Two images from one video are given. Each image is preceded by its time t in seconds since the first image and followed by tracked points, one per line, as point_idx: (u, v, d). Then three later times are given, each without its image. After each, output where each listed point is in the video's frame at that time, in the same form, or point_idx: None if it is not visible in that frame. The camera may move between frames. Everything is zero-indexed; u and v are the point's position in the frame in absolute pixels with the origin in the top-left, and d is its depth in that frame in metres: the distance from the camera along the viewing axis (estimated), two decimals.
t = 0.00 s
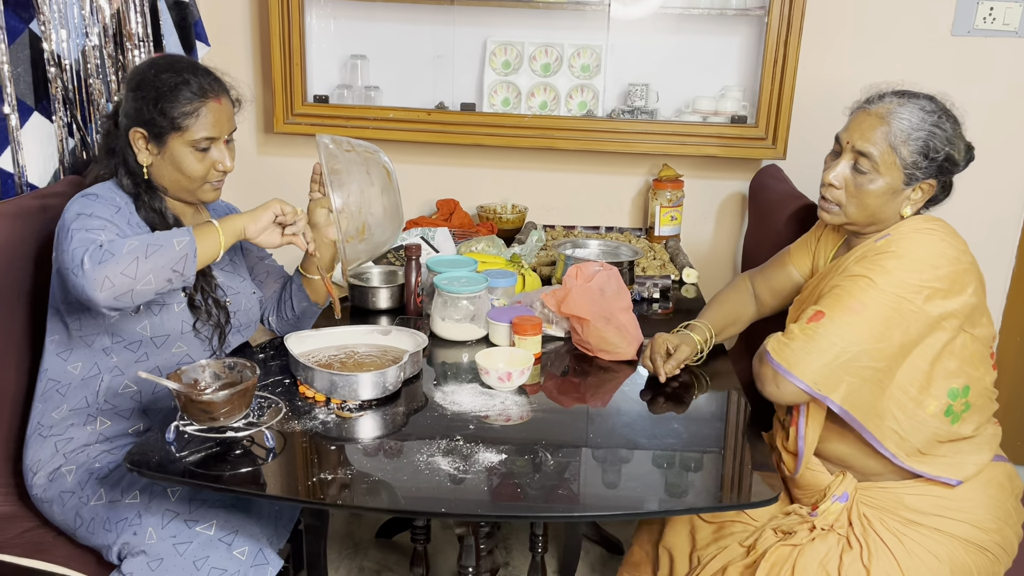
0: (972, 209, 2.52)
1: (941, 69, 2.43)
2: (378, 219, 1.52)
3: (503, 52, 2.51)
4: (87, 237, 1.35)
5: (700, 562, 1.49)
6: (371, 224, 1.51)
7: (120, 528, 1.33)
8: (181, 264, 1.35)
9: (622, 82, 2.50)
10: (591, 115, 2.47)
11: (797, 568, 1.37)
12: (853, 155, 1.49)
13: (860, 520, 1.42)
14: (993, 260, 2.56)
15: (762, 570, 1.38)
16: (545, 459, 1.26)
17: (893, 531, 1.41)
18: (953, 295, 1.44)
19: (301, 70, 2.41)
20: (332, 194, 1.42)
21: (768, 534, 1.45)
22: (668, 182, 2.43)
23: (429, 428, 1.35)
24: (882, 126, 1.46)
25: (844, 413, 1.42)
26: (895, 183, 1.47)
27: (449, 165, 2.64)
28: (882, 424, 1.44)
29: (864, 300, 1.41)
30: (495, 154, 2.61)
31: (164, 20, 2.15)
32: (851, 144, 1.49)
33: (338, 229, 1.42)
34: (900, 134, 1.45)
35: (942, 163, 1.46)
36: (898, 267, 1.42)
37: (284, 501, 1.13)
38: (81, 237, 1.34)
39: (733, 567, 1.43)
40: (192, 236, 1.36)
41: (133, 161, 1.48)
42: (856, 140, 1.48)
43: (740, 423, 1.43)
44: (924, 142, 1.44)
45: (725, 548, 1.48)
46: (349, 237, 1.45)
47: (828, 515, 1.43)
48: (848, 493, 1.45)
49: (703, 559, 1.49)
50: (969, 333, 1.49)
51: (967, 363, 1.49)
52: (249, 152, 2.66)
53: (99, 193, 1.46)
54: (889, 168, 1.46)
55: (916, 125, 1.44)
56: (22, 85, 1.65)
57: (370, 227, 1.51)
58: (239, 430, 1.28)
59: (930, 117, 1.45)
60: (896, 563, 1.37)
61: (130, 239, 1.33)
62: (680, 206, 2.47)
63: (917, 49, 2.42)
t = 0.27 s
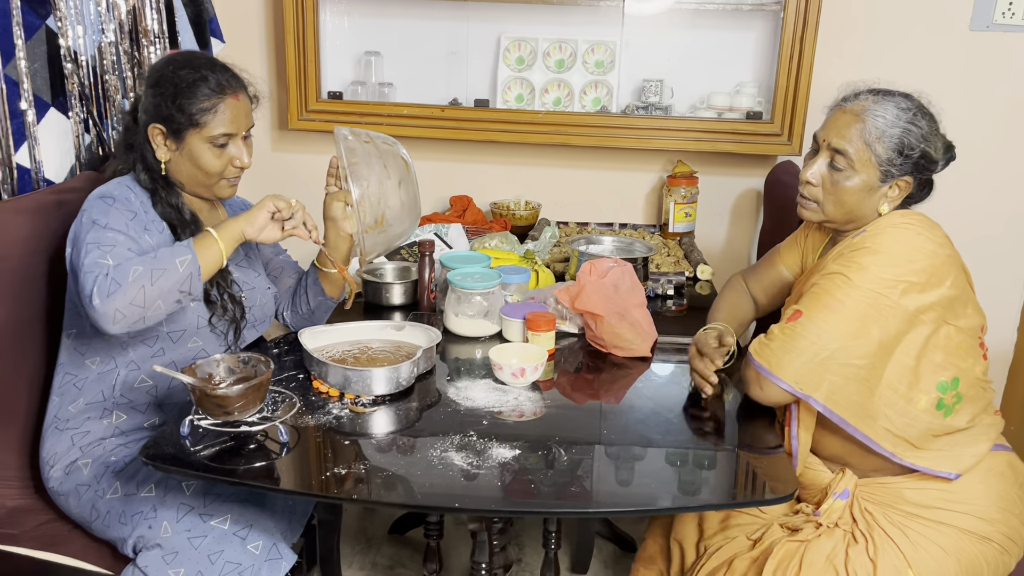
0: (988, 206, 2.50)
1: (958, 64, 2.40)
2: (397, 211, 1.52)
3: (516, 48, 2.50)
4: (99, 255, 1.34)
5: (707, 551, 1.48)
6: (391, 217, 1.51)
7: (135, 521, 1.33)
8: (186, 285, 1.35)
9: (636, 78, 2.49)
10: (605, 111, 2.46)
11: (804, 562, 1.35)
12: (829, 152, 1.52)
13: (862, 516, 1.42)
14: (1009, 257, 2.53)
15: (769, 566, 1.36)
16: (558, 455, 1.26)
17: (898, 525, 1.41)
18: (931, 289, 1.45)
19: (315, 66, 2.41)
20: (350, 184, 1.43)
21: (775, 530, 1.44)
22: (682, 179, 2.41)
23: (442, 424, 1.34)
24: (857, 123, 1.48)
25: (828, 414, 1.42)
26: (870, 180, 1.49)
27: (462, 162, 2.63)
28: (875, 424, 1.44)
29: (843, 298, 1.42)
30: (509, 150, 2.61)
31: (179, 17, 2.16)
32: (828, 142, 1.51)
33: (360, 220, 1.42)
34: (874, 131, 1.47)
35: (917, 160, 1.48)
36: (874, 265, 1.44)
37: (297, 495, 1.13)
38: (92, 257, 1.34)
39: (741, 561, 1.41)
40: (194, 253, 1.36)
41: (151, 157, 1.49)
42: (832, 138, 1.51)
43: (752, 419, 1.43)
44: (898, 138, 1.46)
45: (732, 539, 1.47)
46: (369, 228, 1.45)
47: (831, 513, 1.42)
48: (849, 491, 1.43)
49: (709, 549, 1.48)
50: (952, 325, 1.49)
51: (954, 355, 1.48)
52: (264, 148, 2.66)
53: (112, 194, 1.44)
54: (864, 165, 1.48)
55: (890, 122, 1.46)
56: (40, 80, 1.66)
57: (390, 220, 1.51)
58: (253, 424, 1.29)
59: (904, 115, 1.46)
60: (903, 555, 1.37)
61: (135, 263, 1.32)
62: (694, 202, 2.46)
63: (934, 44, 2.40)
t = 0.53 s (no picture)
0: (1003, 206, 2.46)
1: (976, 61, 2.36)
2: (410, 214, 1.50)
3: (527, 45, 2.48)
4: (106, 260, 1.33)
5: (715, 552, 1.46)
6: (403, 219, 1.50)
7: (139, 522, 1.33)
8: (192, 313, 1.35)
9: (648, 76, 2.47)
10: (617, 109, 2.43)
11: (810, 566, 1.33)
12: (809, 156, 1.53)
13: (867, 521, 1.41)
14: None
15: (775, 568, 1.35)
16: (566, 458, 1.24)
17: (904, 528, 1.40)
18: (924, 287, 1.43)
19: (325, 64, 2.40)
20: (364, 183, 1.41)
21: (783, 533, 1.42)
22: (694, 178, 2.38)
23: (448, 425, 1.33)
24: (835, 127, 1.50)
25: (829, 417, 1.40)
26: (852, 182, 1.50)
27: (472, 160, 2.62)
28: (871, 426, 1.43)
29: (836, 298, 1.39)
30: (519, 149, 2.59)
31: (188, 15, 2.16)
32: (808, 146, 1.53)
33: (372, 219, 1.40)
34: (852, 133, 1.48)
35: (899, 160, 1.48)
36: (865, 263, 1.42)
37: (301, 499, 1.11)
38: (99, 262, 1.32)
39: (747, 562, 1.40)
40: (205, 282, 1.35)
41: (158, 156, 1.48)
42: (812, 142, 1.52)
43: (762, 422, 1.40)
44: (876, 140, 1.47)
45: (738, 540, 1.45)
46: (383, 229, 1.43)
47: (836, 519, 1.42)
48: (854, 496, 1.43)
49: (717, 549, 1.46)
50: (945, 324, 1.47)
51: (949, 355, 1.47)
52: (274, 147, 2.65)
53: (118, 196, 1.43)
54: (844, 167, 1.50)
55: (868, 124, 1.47)
56: (47, 79, 1.66)
57: (402, 221, 1.50)
58: (257, 425, 1.28)
59: (882, 115, 1.47)
60: (910, 560, 1.35)
61: (143, 282, 1.31)
62: (707, 201, 2.43)
63: (951, 41, 2.35)
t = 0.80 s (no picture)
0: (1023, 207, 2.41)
1: (997, 60, 2.31)
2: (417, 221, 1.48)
3: (539, 46, 2.45)
4: (106, 265, 1.33)
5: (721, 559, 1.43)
6: (413, 225, 1.48)
7: (144, 529, 1.32)
8: (191, 305, 1.33)
9: (662, 77, 2.44)
10: (630, 109, 2.41)
11: None
12: (811, 163, 1.51)
13: (881, 530, 1.38)
14: None
15: None
16: (574, 463, 1.21)
17: (916, 537, 1.38)
18: (933, 289, 1.40)
19: (336, 64, 2.39)
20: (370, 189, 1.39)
21: (795, 542, 1.39)
22: (708, 180, 2.35)
23: (455, 432, 1.31)
24: (837, 132, 1.47)
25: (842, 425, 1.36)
26: (854, 188, 1.48)
27: (484, 162, 2.60)
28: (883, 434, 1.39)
29: (846, 302, 1.36)
30: (531, 150, 2.57)
31: (199, 16, 2.15)
32: (809, 153, 1.51)
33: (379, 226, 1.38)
34: (854, 139, 1.46)
35: (902, 166, 1.46)
36: (873, 265, 1.39)
37: (308, 508, 1.09)
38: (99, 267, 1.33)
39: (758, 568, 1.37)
40: (200, 272, 1.34)
41: (166, 158, 1.47)
42: (814, 148, 1.50)
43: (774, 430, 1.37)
44: (879, 145, 1.45)
45: (748, 545, 1.42)
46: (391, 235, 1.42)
47: (848, 528, 1.38)
48: (866, 504, 1.39)
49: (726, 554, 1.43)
50: (953, 330, 1.44)
51: (957, 360, 1.44)
52: (285, 148, 2.65)
53: (123, 199, 1.42)
54: (846, 173, 1.47)
55: (870, 129, 1.45)
56: (55, 81, 1.65)
57: (411, 227, 1.48)
58: (262, 432, 1.27)
59: (885, 120, 1.45)
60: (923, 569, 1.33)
61: (138, 281, 1.30)
62: (721, 203, 2.39)
63: (971, 39, 2.31)
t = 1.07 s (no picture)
0: None
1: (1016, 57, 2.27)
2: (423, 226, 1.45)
3: (551, 44, 2.43)
4: (125, 246, 1.33)
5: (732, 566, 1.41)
6: (416, 226, 1.46)
7: (148, 530, 1.31)
8: (218, 261, 1.31)
9: (674, 75, 2.41)
10: (642, 108, 2.38)
11: None
12: (816, 163, 1.48)
13: (895, 536, 1.36)
14: None
15: None
16: (582, 466, 1.19)
17: (930, 545, 1.36)
18: (943, 287, 1.37)
19: (346, 63, 2.38)
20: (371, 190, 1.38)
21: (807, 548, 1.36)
22: (721, 179, 2.32)
23: (461, 434, 1.29)
24: (842, 132, 1.44)
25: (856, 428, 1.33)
26: (858, 189, 1.45)
27: (494, 161, 2.58)
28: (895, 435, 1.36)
29: (856, 302, 1.33)
30: (542, 149, 2.55)
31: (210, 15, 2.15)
32: (813, 153, 1.48)
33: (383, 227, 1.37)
34: (859, 139, 1.43)
35: (906, 167, 1.43)
36: (883, 264, 1.36)
37: (314, 512, 1.08)
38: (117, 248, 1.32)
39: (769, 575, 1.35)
40: (223, 225, 1.32)
41: (170, 157, 1.47)
42: (818, 148, 1.47)
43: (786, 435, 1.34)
44: (884, 145, 1.42)
45: (759, 551, 1.39)
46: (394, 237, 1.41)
47: (861, 535, 1.35)
48: (879, 510, 1.37)
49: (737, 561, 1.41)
50: (962, 330, 1.42)
51: (967, 361, 1.41)
52: (296, 148, 2.64)
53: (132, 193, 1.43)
54: (850, 173, 1.44)
55: (876, 129, 1.42)
56: (64, 81, 1.66)
57: (415, 229, 1.46)
58: (266, 434, 1.25)
59: (890, 120, 1.42)
60: None
61: (162, 246, 1.29)
62: (734, 203, 2.36)
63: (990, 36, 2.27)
